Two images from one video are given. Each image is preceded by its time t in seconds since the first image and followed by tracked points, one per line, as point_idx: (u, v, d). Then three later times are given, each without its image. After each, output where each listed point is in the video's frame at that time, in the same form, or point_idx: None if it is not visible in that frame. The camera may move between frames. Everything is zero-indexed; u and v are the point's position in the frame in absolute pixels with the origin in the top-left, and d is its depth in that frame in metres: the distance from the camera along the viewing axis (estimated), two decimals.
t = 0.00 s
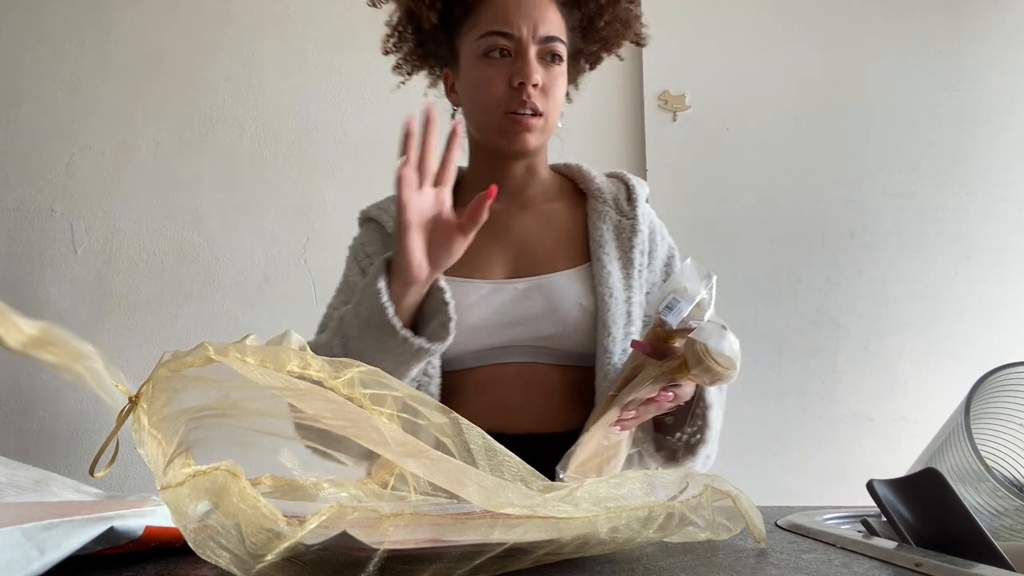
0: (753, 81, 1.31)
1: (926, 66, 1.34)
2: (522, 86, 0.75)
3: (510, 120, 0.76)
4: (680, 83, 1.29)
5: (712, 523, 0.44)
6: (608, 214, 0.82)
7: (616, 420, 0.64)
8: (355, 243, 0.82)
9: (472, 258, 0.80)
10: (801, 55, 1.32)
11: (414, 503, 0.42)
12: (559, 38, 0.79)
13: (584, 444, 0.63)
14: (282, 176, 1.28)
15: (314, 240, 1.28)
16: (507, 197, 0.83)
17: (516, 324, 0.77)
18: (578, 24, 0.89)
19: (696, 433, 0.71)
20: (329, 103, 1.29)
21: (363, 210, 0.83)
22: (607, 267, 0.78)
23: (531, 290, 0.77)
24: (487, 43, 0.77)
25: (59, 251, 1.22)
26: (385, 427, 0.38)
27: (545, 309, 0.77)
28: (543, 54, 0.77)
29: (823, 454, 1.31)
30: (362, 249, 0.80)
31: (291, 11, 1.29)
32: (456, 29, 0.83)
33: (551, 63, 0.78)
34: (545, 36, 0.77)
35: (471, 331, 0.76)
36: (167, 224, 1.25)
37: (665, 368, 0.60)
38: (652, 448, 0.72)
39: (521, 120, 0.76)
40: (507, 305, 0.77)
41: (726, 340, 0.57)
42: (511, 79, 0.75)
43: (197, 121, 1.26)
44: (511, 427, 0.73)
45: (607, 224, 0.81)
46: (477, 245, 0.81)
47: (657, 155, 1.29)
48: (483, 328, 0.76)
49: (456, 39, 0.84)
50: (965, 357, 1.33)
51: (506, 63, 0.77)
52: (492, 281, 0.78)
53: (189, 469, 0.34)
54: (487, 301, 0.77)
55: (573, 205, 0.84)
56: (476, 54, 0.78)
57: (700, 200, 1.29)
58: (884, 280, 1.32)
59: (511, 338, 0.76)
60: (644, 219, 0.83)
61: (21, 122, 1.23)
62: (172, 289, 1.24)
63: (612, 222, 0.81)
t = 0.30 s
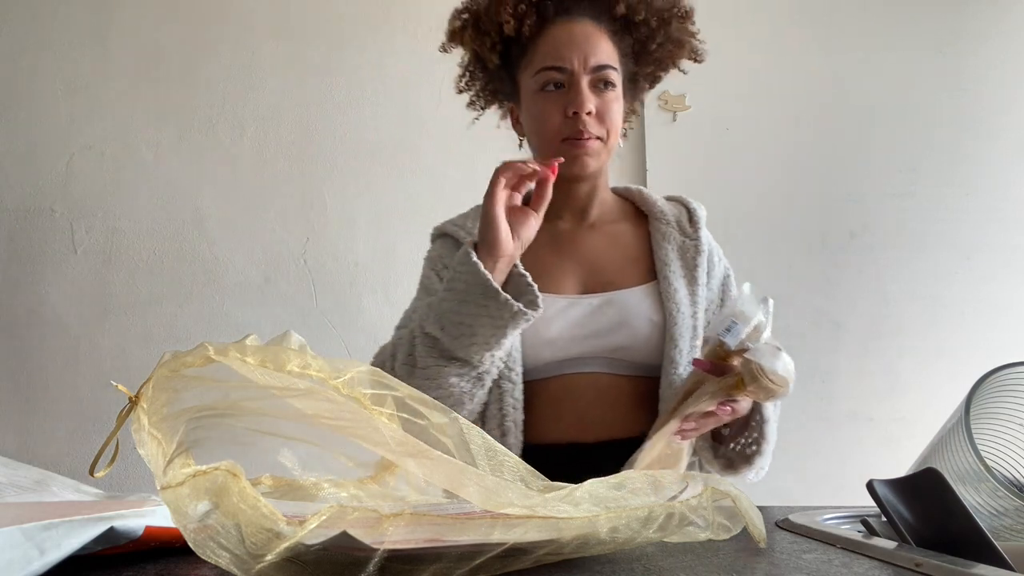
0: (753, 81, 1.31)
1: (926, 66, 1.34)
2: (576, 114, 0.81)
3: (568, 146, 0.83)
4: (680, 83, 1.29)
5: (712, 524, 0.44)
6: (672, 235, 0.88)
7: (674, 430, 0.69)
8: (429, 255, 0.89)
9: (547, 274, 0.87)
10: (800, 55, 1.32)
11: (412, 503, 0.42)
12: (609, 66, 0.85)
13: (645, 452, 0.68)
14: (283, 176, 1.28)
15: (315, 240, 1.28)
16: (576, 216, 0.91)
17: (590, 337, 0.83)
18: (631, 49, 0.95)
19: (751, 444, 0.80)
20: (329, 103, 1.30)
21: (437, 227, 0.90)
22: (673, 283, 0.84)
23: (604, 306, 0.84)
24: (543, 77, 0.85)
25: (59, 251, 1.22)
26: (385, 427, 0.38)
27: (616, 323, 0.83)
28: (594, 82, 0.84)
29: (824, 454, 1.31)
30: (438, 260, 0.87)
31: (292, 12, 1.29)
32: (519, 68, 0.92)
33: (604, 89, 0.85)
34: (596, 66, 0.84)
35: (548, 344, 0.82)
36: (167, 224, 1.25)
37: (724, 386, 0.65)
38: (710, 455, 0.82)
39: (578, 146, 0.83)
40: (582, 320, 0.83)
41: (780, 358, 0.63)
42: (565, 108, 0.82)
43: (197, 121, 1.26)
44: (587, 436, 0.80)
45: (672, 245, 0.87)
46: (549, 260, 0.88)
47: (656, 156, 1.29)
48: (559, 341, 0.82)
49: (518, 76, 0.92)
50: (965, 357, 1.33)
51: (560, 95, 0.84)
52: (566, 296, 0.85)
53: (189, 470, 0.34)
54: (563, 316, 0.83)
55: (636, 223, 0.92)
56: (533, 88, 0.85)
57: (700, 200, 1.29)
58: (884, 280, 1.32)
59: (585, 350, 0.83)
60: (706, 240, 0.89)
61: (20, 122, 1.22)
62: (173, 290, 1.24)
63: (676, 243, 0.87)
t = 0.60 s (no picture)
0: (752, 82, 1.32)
1: (927, 65, 1.34)
2: (584, 129, 0.89)
3: (581, 158, 0.90)
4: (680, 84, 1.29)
5: (712, 524, 0.44)
6: (699, 249, 0.95)
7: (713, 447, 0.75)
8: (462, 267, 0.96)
9: (579, 284, 0.94)
10: (800, 55, 1.32)
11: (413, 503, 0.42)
12: (620, 82, 0.92)
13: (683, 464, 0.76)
14: (283, 177, 1.28)
15: (315, 240, 1.28)
16: (605, 227, 0.97)
17: (621, 347, 0.90)
18: (653, 62, 1.02)
19: (775, 453, 0.84)
20: (329, 103, 1.30)
21: (471, 233, 0.96)
22: (699, 297, 0.91)
23: (632, 318, 0.91)
24: (558, 97, 0.93)
25: (59, 251, 1.22)
26: (385, 427, 0.38)
27: (645, 334, 0.90)
28: (604, 99, 0.91)
29: (823, 455, 1.31)
30: (472, 276, 0.95)
31: (292, 12, 1.29)
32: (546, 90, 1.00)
33: (615, 104, 0.91)
34: (605, 83, 0.92)
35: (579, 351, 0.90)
36: (167, 224, 1.25)
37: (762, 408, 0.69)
38: (737, 464, 0.86)
39: (591, 157, 0.89)
40: (614, 331, 0.90)
41: (818, 379, 0.65)
42: (575, 123, 0.89)
43: (198, 121, 1.26)
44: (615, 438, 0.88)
45: (699, 259, 0.94)
46: (581, 270, 0.95)
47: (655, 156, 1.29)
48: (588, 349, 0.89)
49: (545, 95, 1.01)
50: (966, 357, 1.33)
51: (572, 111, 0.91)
52: (596, 307, 0.92)
53: (189, 470, 0.34)
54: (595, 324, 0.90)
55: (664, 236, 0.99)
56: (551, 107, 0.93)
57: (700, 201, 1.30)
58: (885, 280, 1.32)
59: (615, 358, 0.90)
60: (731, 253, 0.95)
61: (20, 122, 1.22)
62: (173, 290, 1.24)
63: (703, 256, 0.94)
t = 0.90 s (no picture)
0: (752, 82, 1.31)
1: (927, 66, 1.34)
2: (592, 134, 0.89)
3: (588, 164, 0.90)
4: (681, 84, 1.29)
5: (712, 524, 0.43)
6: (697, 251, 0.94)
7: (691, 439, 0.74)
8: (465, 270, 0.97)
9: (576, 287, 0.94)
10: (800, 55, 1.32)
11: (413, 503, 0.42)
12: (629, 90, 0.92)
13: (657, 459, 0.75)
14: (283, 177, 1.28)
15: (315, 240, 1.28)
16: (607, 231, 0.97)
17: (616, 348, 0.90)
18: (660, 70, 1.02)
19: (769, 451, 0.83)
20: (329, 103, 1.30)
21: (474, 238, 0.97)
22: (695, 300, 0.91)
23: (629, 319, 0.91)
24: (566, 102, 0.93)
25: (59, 251, 1.22)
26: (385, 427, 0.39)
27: (640, 335, 0.91)
28: (613, 105, 0.91)
29: (824, 455, 1.31)
30: (475, 280, 0.95)
31: (291, 11, 1.29)
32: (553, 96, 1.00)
33: (623, 111, 0.92)
34: (614, 90, 0.92)
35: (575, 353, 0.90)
36: (167, 224, 1.25)
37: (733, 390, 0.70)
38: (731, 461, 0.86)
39: (598, 162, 0.90)
40: (608, 333, 0.91)
41: (785, 359, 0.66)
42: (584, 129, 0.89)
43: (198, 121, 1.27)
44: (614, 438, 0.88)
45: (697, 261, 0.94)
46: (581, 273, 0.95)
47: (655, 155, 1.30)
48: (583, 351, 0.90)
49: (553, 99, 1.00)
50: (966, 358, 1.33)
51: (581, 117, 0.91)
52: (594, 309, 0.92)
53: (189, 470, 0.34)
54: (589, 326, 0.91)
55: (665, 240, 0.98)
56: (559, 112, 0.93)
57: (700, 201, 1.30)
58: (885, 280, 1.32)
59: (611, 360, 0.91)
60: (730, 255, 0.95)
61: (20, 122, 1.22)
62: (173, 291, 1.24)
63: (700, 259, 0.94)
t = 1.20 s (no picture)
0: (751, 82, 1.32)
1: (927, 66, 1.34)
2: (591, 134, 0.89)
3: (586, 164, 0.90)
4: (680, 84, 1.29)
5: (712, 524, 0.43)
6: (691, 249, 0.94)
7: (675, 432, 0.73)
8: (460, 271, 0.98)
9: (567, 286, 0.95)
10: (800, 55, 1.32)
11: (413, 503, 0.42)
12: (628, 91, 0.92)
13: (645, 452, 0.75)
14: (283, 176, 1.28)
15: (315, 240, 1.28)
16: (603, 230, 0.98)
17: (606, 347, 0.90)
18: (660, 71, 1.02)
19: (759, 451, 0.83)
20: (329, 103, 1.30)
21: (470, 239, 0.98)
22: (687, 299, 0.91)
23: (620, 318, 0.91)
24: (565, 101, 0.93)
25: (59, 251, 1.22)
26: (385, 427, 0.39)
27: (632, 334, 0.91)
28: (612, 105, 0.91)
29: (824, 455, 1.31)
30: (471, 279, 0.96)
31: (292, 11, 1.29)
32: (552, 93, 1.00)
33: (622, 112, 0.92)
34: (613, 90, 0.92)
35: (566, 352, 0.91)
36: (167, 224, 1.25)
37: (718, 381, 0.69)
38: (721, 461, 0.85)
39: (595, 163, 0.90)
40: (599, 333, 0.91)
41: (766, 345, 0.66)
42: (582, 129, 0.90)
43: (198, 121, 1.27)
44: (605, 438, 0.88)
45: (690, 259, 0.94)
46: (575, 272, 0.96)
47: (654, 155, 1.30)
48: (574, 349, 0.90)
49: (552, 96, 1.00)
50: (967, 357, 1.33)
51: (579, 116, 0.91)
52: (586, 307, 0.92)
53: (189, 470, 0.34)
54: (580, 325, 0.91)
55: (660, 240, 0.98)
56: (558, 110, 0.93)
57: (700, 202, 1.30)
58: (885, 280, 1.32)
59: (602, 359, 0.91)
60: (725, 253, 0.94)
61: (20, 122, 1.22)
62: (173, 290, 1.24)
63: (694, 257, 0.94)
